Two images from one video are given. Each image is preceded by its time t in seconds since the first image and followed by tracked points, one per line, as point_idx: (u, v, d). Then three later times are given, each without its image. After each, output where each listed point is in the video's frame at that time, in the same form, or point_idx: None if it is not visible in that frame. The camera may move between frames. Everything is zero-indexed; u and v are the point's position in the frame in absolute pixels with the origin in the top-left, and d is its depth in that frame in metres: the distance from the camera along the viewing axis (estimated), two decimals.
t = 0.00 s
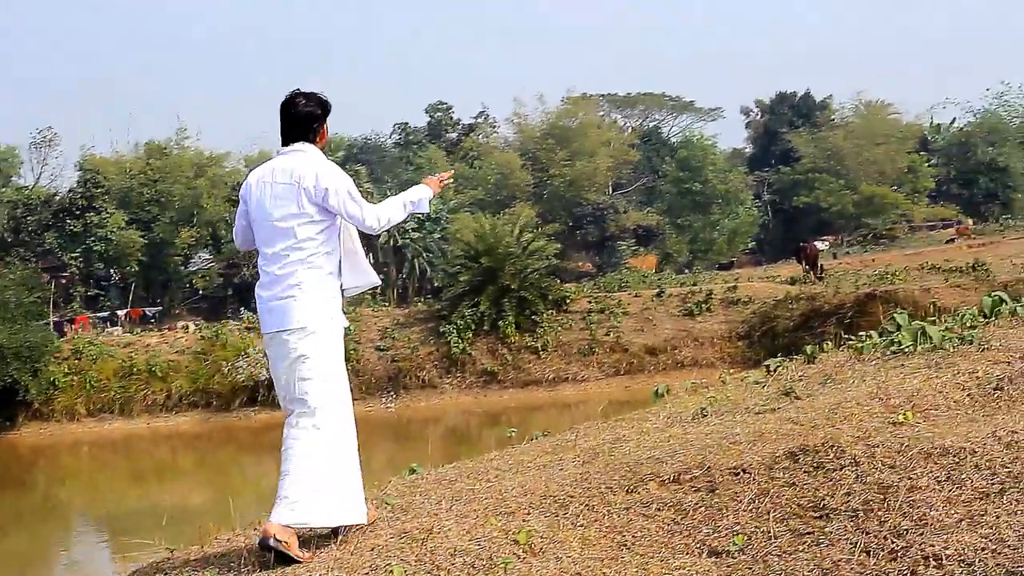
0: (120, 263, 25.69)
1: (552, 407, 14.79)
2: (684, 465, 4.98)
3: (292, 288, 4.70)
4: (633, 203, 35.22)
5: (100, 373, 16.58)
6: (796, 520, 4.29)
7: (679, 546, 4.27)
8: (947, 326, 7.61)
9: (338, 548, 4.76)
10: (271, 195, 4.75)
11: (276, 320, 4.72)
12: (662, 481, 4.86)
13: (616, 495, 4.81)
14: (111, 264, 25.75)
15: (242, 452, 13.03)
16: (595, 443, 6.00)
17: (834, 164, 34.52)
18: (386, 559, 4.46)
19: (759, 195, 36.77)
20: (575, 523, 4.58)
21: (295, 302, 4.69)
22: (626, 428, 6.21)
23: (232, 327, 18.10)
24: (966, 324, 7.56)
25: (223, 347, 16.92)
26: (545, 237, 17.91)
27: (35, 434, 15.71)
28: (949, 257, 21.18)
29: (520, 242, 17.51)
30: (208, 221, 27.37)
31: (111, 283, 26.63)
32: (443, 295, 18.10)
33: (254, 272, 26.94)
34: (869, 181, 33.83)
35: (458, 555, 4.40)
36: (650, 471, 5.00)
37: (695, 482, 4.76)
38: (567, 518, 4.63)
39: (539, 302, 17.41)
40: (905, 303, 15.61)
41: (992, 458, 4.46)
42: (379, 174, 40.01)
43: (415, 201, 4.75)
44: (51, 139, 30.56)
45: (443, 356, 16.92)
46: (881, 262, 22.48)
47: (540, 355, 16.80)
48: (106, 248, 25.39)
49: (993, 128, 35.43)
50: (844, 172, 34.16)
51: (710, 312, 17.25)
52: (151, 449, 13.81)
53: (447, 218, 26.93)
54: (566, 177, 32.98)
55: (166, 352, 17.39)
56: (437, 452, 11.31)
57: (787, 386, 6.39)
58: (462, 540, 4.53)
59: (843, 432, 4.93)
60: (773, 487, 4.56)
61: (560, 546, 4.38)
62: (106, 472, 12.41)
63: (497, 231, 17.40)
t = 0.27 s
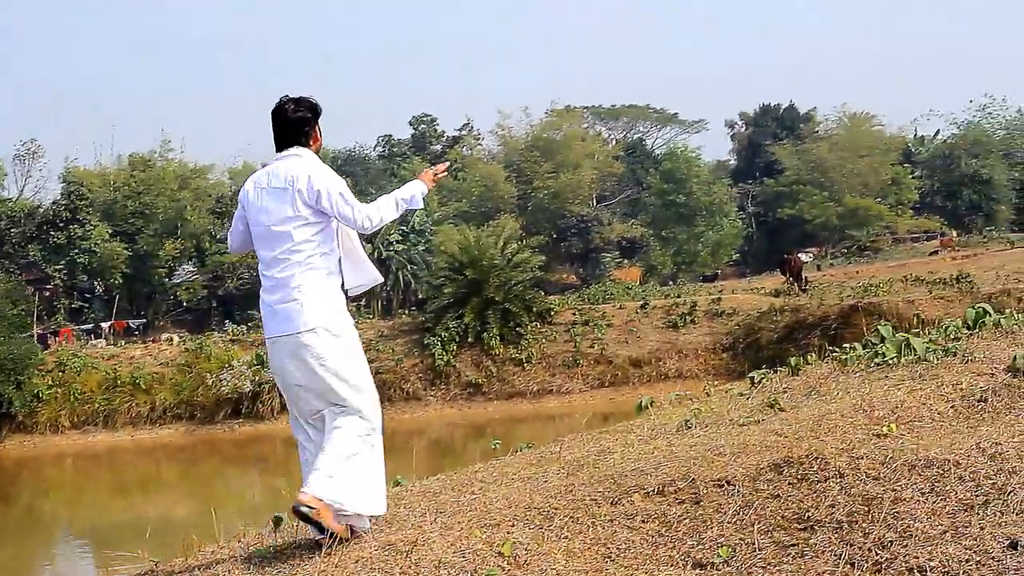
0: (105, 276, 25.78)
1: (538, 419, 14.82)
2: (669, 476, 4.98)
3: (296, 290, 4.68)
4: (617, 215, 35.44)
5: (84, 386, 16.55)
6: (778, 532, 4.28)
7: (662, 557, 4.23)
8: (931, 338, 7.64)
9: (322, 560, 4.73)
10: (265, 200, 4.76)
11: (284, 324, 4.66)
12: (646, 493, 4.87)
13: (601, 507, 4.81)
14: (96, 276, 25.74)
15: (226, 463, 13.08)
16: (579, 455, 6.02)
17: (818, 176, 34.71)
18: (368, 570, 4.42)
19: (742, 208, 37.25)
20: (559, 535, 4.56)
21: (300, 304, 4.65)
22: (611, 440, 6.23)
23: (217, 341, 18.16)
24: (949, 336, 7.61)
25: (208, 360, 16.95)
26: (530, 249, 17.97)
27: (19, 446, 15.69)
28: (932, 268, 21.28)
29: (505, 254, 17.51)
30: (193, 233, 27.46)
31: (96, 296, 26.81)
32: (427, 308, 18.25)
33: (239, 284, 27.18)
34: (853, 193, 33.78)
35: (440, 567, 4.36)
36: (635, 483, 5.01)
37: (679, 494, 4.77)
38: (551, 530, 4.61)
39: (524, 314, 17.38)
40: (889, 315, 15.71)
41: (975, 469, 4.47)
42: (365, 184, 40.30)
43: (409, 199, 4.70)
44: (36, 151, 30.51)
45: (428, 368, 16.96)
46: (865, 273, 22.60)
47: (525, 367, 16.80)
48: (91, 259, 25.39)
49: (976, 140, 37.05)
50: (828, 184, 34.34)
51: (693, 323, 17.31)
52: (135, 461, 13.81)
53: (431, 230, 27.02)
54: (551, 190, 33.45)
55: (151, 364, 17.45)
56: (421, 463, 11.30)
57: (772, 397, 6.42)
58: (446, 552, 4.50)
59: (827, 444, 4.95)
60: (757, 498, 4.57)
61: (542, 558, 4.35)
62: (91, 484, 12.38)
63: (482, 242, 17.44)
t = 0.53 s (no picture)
0: (98, 286, 25.30)
1: (530, 429, 14.83)
2: (662, 486, 4.99)
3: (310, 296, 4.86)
4: (609, 225, 35.84)
5: (77, 396, 16.51)
6: (772, 542, 4.25)
7: (655, 567, 4.19)
8: (924, 348, 7.65)
9: (315, 569, 4.73)
10: (274, 208, 4.92)
11: (302, 331, 4.87)
12: (639, 503, 4.87)
13: (594, 517, 4.81)
14: (88, 285, 25.37)
15: (219, 473, 13.10)
16: (572, 464, 6.04)
17: (811, 186, 34.78)
18: None
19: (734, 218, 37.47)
20: (552, 544, 4.54)
21: (315, 309, 4.86)
22: (604, 449, 6.26)
23: (209, 351, 18.15)
24: (942, 345, 7.62)
25: (200, 369, 16.94)
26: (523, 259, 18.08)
27: (11, 456, 15.66)
28: (924, 278, 21.32)
29: (497, 263, 17.59)
30: (186, 242, 26.88)
31: (87, 305, 26.43)
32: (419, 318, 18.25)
33: (232, 293, 27.59)
34: (846, 203, 33.77)
35: None
36: (629, 493, 5.01)
37: (672, 504, 4.77)
38: (545, 539, 4.60)
39: (516, 325, 17.41)
40: (881, 325, 15.75)
41: (968, 479, 4.47)
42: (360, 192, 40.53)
43: (417, 199, 4.90)
44: (28, 161, 30.34)
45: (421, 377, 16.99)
46: (857, 283, 22.64)
47: (518, 377, 16.80)
48: (84, 269, 24.97)
49: (968, 150, 36.93)
50: (821, 193, 34.38)
51: (686, 333, 17.34)
52: (127, 471, 13.80)
53: (424, 240, 27.03)
54: (543, 200, 33.52)
55: (143, 374, 17.44)
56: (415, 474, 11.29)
57: (765, 407, 6.43)
58: (439, 561, 4.49)
59: (820, 454, 4.95)
60: (750, 509, 4.56)
61: (535, 567, 4.33)
62: (83, 494, 12.39)
63: (474, 252, 17.49)
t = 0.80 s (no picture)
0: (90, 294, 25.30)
1: (523, 436, 14.85)
2: (656, 493, 5.00)
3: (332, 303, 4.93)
4: (603, 233, 36.08)
5: (70, 403, 16.49)
6: (765, 549, 4.25)
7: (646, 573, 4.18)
8: (917, 355, 7.67)
9: None
10: (293, 214, 4.94)
11: (322, 337, 4.92)
12: (633, 510, 4.88)
13: (588, 524, 4.81)
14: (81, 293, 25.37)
15: (212, 480, 13.11)
16: (566, 472, 6.04)
17: (804, 193, 34.99)
18: None
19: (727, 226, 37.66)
20: (546, 551, 4.53)
21: (337, 316, 4.92)
22: (597, 457, 6.27)
23: (202, 358, 18.15)
24: (935, 352, 7.63)
25: (194, 377, 16.94)
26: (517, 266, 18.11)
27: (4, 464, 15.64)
28: (918, 285, 21.39)
29: (491, 271, 17.62)
30: (179, 249, 26.65)
31: (81, 312, 26.41)
32: (413, 324, 18.15)
33: (226, 300, 27.08)
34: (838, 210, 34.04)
35: None
36: (622, 500, 5.02)
37: (665, 511, 4.78)
38: (538, 547, 4.59)
39: (510, 331, 17.34)
40: (874, 332, 15.84)
41: (961, 486, 4.47)
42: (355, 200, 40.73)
43: (434, 206, 4.93)
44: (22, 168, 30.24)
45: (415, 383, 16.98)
46: (851, 290, 22.71)
47: (511, 385, 16.80)
48: (77, 276, 24.87)
49: (961, 157, 37.89)
50: (813, 201, 34.56)
51: (679, 340, 17.35)
52: (120, 479, 13.79)
53: (418, 248, 27.12)
54: (536, 206, 33.79)
55: (136, 381, 17.43)
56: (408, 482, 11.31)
57: (759, 414, 6.44)
58: (433, 569, 4.47)
59: (813, 461, 4.96)
60: (743, 515, 4.56)
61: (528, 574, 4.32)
62: (76, 501, 12.38)
63: (468, 259, 17.52)
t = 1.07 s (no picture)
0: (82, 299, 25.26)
1: (515, 441, 14.87)
2: (649, 498, 5.01)
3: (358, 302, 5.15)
4: (596, 238, 36.14)
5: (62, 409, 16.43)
6: (758, 554, 4.23)
7: None
8: (910, 359, 7.69)
9: None
10: (324, 213, 5.16)
11: (345, 334, 5.10)
12: (626, 515, 4.89)
13: (580, 529, 4.80)
14: (74, 298, 25.27)
15: (203, 486, 13.09)
16: (558, 477, 6.05)
17: (797, 199, 34.87)
18: None
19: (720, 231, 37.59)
20: (538, 557, 4.53)
21: (362, 315, 5.15)
22: (590, 462, 6.28)
23: (194, 363, 18.12)
24: (929, 357, 7.63)
25: (186, 382, 16.92)
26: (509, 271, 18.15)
27: None
28: (911, 291, 21.38)
29: (484, 277, 17.62)
30: (172, 255, 26.64)
31: (73, 318, 26.11)
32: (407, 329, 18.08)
33: (218, 306, 26.77)
34: (831, 215, 33.98)
35: None
36: (615, 506, 5.02)
37: (658, 517, 4.77)
38: (531, 552, 4.59)
39: (502, 337, 17.40)
40: (866, 337, 15.87)
41: (954, 491, 4.48)
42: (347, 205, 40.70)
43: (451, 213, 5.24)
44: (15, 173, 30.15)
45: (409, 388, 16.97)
46: (843, 296, 22.71)
47: (504, 390, 16.78)
48: (69, 282, 24.83)
49: (953, 163, 37.23)
50: (807, 207, 34.47)
51: (672, 345, 17.43)
52: (112, 485, 13.76)
53: (411, 253, 27.09)
54: (529, 212, 33.69)
55: (128, 387, 17.39)
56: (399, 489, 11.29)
57: (752, 419, 6.46)
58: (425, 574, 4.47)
59: (806, 466, 4.96)
60: (736, 521, 4.56)
61: None
62: (68, 508, 12.35)
63: (461, 265, 17.47)
